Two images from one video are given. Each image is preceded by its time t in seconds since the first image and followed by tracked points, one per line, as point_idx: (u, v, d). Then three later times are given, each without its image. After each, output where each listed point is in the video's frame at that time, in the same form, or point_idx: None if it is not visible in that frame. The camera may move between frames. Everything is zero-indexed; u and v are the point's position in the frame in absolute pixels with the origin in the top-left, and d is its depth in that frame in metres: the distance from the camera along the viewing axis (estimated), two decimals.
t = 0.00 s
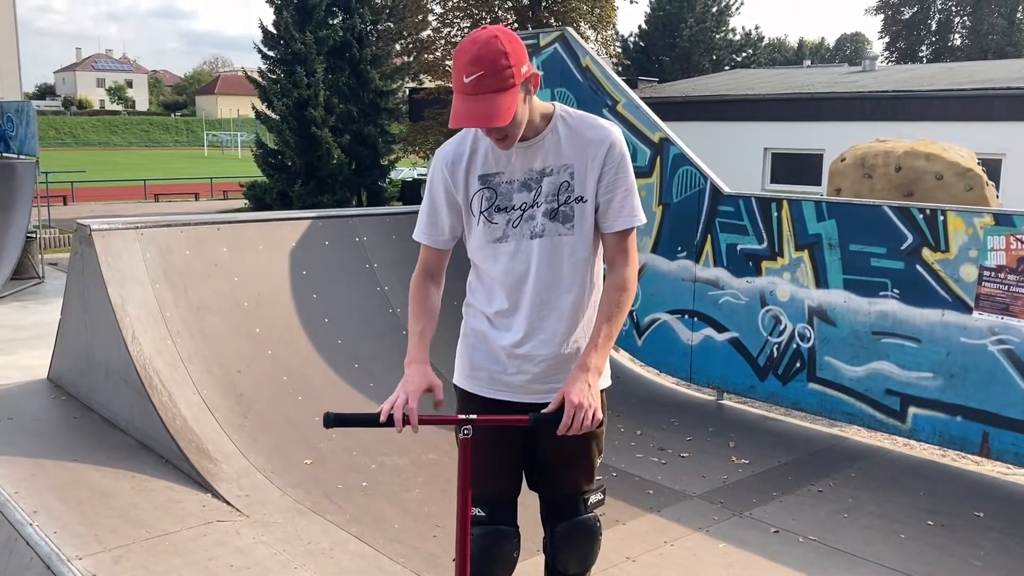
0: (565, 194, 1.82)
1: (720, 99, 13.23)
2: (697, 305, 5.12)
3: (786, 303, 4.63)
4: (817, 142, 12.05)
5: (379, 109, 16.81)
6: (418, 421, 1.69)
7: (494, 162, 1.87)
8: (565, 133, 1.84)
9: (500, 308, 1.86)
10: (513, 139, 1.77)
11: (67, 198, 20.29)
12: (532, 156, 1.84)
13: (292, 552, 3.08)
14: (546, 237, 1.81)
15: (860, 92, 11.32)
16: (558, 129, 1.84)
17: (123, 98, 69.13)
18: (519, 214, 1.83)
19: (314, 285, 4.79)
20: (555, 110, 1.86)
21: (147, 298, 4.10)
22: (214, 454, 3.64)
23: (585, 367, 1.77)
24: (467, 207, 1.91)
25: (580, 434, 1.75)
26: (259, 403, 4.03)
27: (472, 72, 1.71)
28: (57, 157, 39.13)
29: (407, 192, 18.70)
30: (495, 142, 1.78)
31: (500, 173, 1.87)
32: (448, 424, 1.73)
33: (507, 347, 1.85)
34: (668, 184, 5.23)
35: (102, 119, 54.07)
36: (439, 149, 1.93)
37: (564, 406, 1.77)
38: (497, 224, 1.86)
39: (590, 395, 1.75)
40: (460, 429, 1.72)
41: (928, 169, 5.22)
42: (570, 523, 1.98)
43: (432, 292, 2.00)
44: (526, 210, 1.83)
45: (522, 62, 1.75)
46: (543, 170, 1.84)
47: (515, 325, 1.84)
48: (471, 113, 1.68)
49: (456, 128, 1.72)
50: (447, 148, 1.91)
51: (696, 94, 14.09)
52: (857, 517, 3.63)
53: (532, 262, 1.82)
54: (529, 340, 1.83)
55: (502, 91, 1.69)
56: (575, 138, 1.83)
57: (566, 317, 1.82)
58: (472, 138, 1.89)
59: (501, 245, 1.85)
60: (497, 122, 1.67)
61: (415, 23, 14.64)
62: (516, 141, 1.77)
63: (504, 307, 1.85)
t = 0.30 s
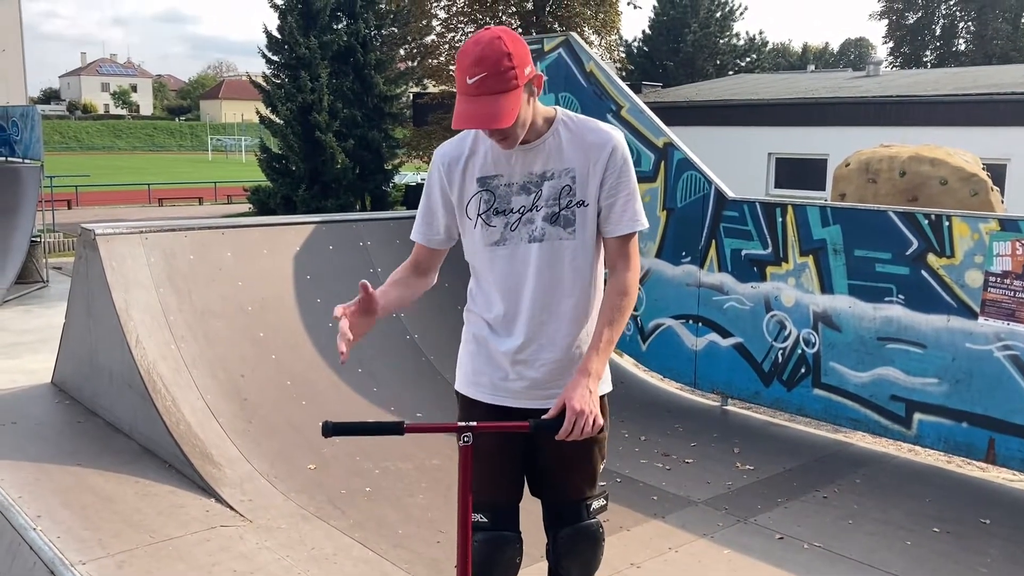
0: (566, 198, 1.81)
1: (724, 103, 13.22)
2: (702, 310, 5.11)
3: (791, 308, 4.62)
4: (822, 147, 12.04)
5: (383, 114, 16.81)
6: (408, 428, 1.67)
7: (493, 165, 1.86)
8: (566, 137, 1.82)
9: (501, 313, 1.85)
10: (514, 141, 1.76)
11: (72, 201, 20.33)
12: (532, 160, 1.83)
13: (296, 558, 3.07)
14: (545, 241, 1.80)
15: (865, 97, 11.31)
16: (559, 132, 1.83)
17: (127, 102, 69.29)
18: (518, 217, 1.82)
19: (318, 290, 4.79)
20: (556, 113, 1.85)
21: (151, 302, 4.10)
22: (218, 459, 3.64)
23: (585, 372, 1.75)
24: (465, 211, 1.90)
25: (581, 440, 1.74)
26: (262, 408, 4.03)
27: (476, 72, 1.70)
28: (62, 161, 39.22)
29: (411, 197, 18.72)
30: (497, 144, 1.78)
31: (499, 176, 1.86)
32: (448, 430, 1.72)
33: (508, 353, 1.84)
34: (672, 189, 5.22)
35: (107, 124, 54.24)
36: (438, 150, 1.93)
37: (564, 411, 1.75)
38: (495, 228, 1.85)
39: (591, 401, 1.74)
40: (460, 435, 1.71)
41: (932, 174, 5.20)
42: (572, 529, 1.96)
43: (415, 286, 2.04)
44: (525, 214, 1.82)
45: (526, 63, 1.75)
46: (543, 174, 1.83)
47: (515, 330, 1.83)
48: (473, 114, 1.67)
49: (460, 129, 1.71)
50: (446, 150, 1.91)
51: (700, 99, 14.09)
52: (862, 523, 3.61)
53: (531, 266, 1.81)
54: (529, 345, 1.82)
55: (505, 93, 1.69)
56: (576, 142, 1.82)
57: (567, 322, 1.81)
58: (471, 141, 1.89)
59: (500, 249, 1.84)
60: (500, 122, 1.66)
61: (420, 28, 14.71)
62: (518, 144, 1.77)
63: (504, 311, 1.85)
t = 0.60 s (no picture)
0: (565, 206, 1.82)
1: (729, 110, 13.24)
2: (706, 317, 5.10)
3: (795, 315, 4.61)
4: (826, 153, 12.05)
5: (389, 120, 16.81)
6: (414, 435, 1.69)
7: (492, 174, 1.86)
8: (565, 145, 1.83)
9: (503, 322, 1.85)
10: (510, 146, 1.77)
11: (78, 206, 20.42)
12: (531, 169, 1.84)
13: (298, 564, 3.07)
14: (546, 250, 1.81)
15: (869, 104, 11.31)
16: (557, 141, 1.84)
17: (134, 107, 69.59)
18: (518, 227, 1.82)
19: (323, 296, 4.81)
20: (553, 122, 1.85)
21: (156, 308, 4.12)
22: (221, 464, 3.65)
23: (590, 380, 1.77)
24: (464, 220, 1.90)
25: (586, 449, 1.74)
26: (266, 413, 4.04)
27: (472, 77, 1.71)
28: (68, 166, 39.43)
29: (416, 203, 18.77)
30: (493, 148, 1.78)
31: (498, 186, 1.86)
32: (451, 438, 1.73)
33: (509, 362, 1.83)
34: (676, 195, 5.23)
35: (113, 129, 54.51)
36: (436, 160, 1.91)
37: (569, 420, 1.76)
38: (496, 238, 1.84)
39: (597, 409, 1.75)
40: (463, 443, 1.71)
41: (937, 180, 5.20)
42: (573, 537, 1.96)
43: (414, 307, 1.95)
44: (525, 223, 1.82)
45: (523, 68, 1.75)
46: (542, 183, 1.84)
47: (516, 341, 1.83)
48: (469, 118, 1.68)
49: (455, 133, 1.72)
50: (444, 160, 1.89)
51: (704, 105, 14.11)
52: (866, 530, 3.60)
53: (533, 276, 1.81)
54: (531, 355, 1.82)
55: (501, 98, 1.69)
56: (575, 150, 1.83)
57: (570, 329, 1.82)
58: (469, 150, 1.88)
59: (500, 259, 1.84)
60: (495, 127, 1.67)
61: (425, 34, 14.85)
62: (513, 149, 1.77)
63: (505, 321, 1.84)
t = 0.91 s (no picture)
0: (559, 215, 1.81)
1: (732, 116, 13.24)
2: (708, 324, 5.09)
3: (798, 323, 4.60)
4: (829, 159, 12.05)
5: (391, 126, 16.86)
6: (416, 447, 1.68)
7: (484, 186, 1.84)
8: (556, 154, 1.82)
9: (500, 334, 1.83)
10: (498, 158, 1.76)
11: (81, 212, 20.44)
12: (522, 179, 1.82)
13: (301, 573, 3.06)
14: (541, 260, 1.79)
15: (872, 110, 11.30)
16: (548, 150, 1.82)
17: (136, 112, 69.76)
18: (513, 238, 1.81)
19: (325, 303, 4.81)
20: (542, 131, 1.84)
21: (158, 316, 4.11)
22: (223, 472, 3.64)
23: (591, 390, 1.76)
24: (457, 232, 1.88)
25: (588, 460, 1.72)
26: (268, 421, 4.03)
27: (458, 93, 1.68)
28: (72, 172, 39.55)
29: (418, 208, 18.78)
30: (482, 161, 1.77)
31: (490, 198, 1.84)
32: (453, 449, 1.72)
33: (507, 374, 1.81)
34: (679, 202, 5.22)
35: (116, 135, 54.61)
36: (425, 173, 1.88)
37: (571, 430, 1.75)
38: (490, 250, 1.83)
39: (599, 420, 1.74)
40: (466, 453, 1.71)
41: (940, 187, 5.18)
42: (575, 549, 1.95)
43: (415, 321, 1.94)
44: (519, 234, 1.80)
45: (510, 82, 1.72)
46: (535, 193, 1.82)
47: (513, 354, 1.81)
48: (456, 136, 1.66)
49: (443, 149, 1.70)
50: (433, 173, 1.87)
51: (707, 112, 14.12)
52: (871, 539, 3.58)
53: (530, 286, 1.80)
54: (530, 367, 1.80)
55: (488, 114, 1.67)
56: (567, 159, 1.82)
57: (568, 339, 1.81)
58: (460, 161, 1.86)
59: (496, 271, 1.82)
60: (481, 146, 1.65)
61: (428, 41, 14.93)
62: (501, 161, 1.76)
63: (502, 333, 1.82)
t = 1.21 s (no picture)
0: (547, 222, 1.81)
1: (732, 121, 13.26)
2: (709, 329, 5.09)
3: (799, 328, 4.59)
4: (830, 164, 12.06)
5: (392, 131, 16.93)
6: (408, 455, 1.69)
7: (471, 193, 1.84)
8: (543, 160, 1.81)
9: (490, 342, 1.83)
10: (481, 170, 1.74)
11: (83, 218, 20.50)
12: (509, 186, 1.82)
13: None
14: (530, 267, 1.79)
15: (873, 115, 11.31)
16: (534, 156, 1.82)
17: (139, 118, 69.99)
18: (501, 245, 1.81)
19: (325, 309, 4.82)
20: (528, 136, 1.83)
21: (159, 321, 4.12)
22: (223, 477, 3.64)
23: (582, 393, 1.75)
24: (445, 241, 1.88)
25: (582, 468, 1.72)
26: (268, 426, 4.03)
27: (435, 105, 1.67)
28: (74, 178, 39.68)
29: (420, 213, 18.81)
30: (464, 173, 1.76)
31: (478, 205, 1.84)
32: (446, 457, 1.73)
33: (498, 382, 1.81)
34: (679, 207, 5.22)
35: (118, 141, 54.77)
36: (411, 182, 1.89)
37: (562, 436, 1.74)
38: (479, 258, 1.83)
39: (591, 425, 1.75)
40: (459, 461, 1.72)
41: (942, 191, 5.18)
42: (572, 560, 1.94)
43: (403, 328, 1.96)
44: (508, 241, 1.80)
45: (489, 93, 1.69)
46: (523, 200, 1.82)
47: (504, 362, 1.81)
48: (432, 149, 1.65)
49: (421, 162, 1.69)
50: (419, 182, 1.87)
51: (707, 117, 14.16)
52: (871, 545, 3.57)
53: (519, 294, 1.80)
54: (521, 375, 1.80)
55: (465, 126, 1.65)
56: (554, 164, 1.82)
57: (559, 346, 1.81)
58: (446, 169, 1.86)
59: (485, 279, 1.82)
60: (455, 159, 1.64)
61: (429, 46, 14.98)
62: (483, 173, 1.74)
63: (492, 341, 1.82)
